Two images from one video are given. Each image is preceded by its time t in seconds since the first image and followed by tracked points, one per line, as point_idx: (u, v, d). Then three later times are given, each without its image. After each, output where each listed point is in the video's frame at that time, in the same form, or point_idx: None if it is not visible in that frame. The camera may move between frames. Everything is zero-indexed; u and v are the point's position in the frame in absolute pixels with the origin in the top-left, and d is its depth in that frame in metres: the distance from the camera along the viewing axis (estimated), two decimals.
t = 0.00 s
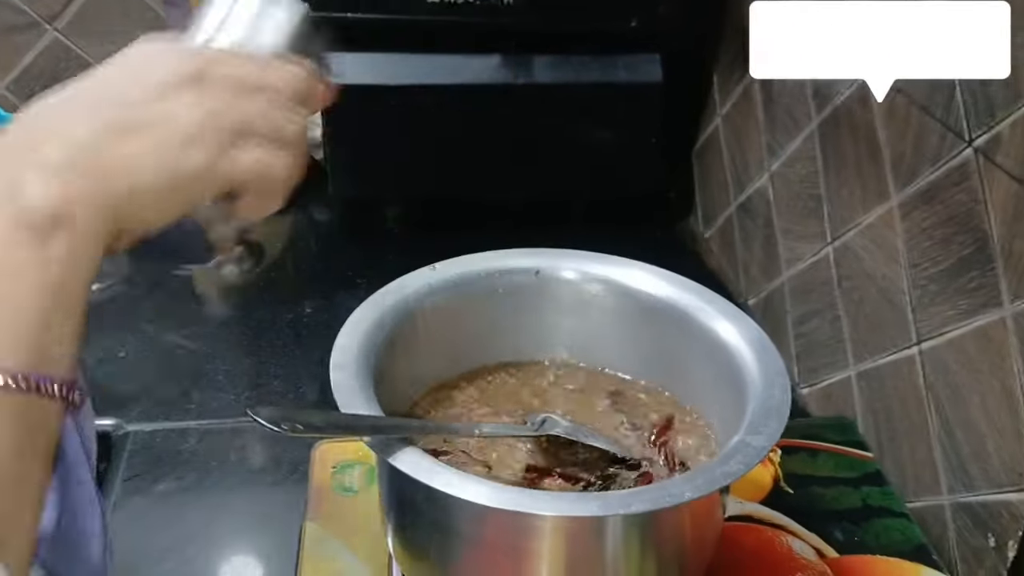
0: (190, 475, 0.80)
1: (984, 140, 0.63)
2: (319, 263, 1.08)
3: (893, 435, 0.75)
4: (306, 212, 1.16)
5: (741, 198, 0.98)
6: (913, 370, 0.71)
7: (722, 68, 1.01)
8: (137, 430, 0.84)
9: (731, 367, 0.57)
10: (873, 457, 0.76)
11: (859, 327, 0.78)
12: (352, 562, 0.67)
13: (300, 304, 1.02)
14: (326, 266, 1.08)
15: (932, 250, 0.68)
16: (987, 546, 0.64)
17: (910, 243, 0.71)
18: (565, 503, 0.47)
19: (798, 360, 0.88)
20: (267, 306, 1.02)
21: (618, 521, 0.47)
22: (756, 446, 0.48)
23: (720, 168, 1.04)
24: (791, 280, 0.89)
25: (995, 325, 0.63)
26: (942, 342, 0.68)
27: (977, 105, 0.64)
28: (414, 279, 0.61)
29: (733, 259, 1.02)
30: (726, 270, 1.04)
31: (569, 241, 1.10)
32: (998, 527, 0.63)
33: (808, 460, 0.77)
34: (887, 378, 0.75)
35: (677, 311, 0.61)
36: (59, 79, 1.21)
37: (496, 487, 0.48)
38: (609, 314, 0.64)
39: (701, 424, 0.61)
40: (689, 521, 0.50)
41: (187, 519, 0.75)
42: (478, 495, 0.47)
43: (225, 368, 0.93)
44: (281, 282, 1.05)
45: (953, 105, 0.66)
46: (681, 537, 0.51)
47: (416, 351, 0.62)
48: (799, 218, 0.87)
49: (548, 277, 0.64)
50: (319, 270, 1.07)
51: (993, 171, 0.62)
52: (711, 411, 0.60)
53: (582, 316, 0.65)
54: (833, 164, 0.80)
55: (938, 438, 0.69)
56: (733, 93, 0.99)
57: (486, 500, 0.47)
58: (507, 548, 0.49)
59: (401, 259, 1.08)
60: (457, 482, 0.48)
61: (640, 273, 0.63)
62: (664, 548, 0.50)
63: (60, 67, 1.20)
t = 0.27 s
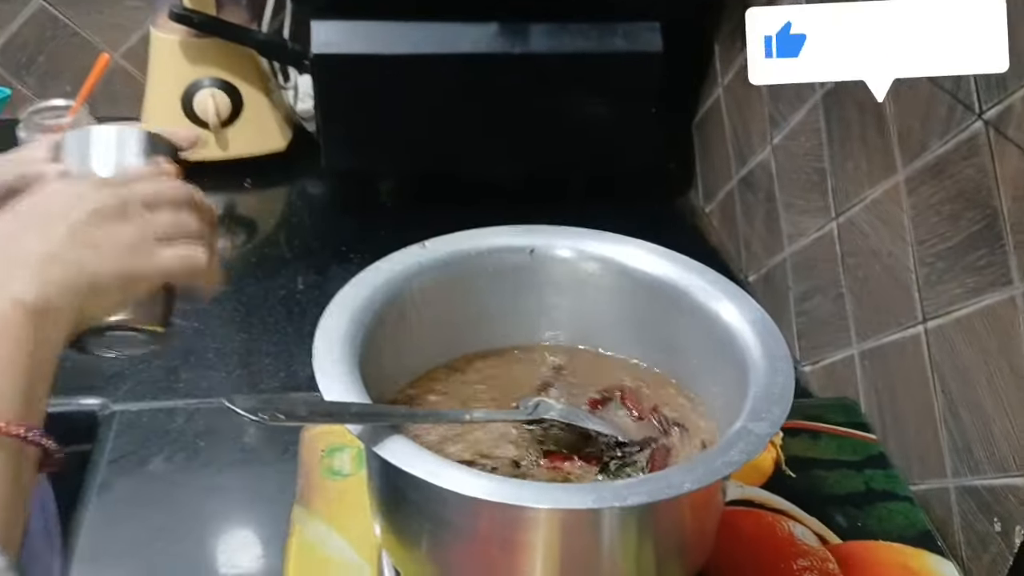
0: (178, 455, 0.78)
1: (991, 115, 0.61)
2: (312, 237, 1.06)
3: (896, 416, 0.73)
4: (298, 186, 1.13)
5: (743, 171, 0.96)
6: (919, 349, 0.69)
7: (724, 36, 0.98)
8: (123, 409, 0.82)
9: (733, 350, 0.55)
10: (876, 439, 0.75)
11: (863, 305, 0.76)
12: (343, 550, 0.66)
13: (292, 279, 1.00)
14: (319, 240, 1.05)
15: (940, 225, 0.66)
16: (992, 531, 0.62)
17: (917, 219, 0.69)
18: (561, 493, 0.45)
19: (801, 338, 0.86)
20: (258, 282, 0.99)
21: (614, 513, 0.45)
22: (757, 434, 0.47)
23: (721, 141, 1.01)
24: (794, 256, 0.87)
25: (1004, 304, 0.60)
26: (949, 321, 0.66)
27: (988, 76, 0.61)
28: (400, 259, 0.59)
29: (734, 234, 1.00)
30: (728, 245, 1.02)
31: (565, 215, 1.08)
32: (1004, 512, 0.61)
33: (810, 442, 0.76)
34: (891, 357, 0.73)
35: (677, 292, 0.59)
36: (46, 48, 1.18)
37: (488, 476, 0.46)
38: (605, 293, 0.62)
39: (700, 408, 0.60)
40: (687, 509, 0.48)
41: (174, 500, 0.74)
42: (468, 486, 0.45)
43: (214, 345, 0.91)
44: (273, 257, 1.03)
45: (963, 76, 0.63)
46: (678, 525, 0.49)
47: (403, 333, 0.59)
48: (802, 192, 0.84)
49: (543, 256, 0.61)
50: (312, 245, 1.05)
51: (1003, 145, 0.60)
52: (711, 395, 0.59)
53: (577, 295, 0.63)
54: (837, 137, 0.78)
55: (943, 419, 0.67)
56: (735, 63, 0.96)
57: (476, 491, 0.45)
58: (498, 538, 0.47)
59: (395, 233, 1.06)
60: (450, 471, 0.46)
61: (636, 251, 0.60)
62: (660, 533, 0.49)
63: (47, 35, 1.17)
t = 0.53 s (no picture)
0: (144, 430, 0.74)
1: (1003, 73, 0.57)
2: (287, 197, 1.01)
3: (895, 389, 0.70)
4: (273, 143, 1.08)
5: (737, 129, 0.92)
6: (921, 320, 0.66)
7: None
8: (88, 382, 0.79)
9: (724, 323, 0.53)
10: (875, 414, 0.71)
11: (862, 272, 0.72)
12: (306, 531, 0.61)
13: (267, 243, 0.96)
14: (294, 201, 1.01)
15: (945, 189, 0.62)
16: (997, 512, 0.59)
17: (921, 182, 0.65)
18: (542, 490, 0.43)
19: (795, 304, 0.83)
20: (230, 245, 0.95)
21: (597, 510, 0.42)
22: (753, 421, 0.44)
23: (714, 96, 0.97)
24: (790, 219, 0.83)
25: (1014, 275, 0.57)
26: (954, 291, 0.62)
27: (1002, 29, 0.57)
28: (368, 227, 0.56)
29: (727, 195, 0.96)
30: (720, 206, 0.98)
31: (552, 176, 1.04)
32: (1010, 493, 0.58)
33: (805, 418, 0.72)
34: (891, 326, 0.70)
35: (666, 261, 0.56)
36: None
37: (468, 473, 0.44)
38: (590, 262, 0.60)
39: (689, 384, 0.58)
40: (676, 500, 0.46)
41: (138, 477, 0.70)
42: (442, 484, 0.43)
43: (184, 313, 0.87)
44: (247, 218, 0.99)
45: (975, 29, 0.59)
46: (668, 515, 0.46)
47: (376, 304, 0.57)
48: (799, 152, 0.80)
49: (523, 222, 0.59)
50: (287, 206, 1.00)
51: (1018, 104, 0.56)
52: (700, 371, 0.57)
53: (562, 264, 0.60)
54: (837, 94, 0.73)
55: (947, 394, 0.64)
56: (729, 15, 0.91)
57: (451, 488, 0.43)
58: (476, 529, 0.44)
59: (374, 194, 1.01)
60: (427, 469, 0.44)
61: (622, 218, 0.58)
62: (649, 523, 0.46)
63: None
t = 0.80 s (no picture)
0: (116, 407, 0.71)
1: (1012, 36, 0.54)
2: (267, 160, 0.97)
3: (902, 364, 0.66)
4: (253, 103, 1.04)
5: (737, 90, 0.88)
6: (929, 294, 0.63)
7: None
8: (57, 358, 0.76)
9: (726, 304, 0.52)
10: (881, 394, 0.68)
11: (867, 242, 0.69)
12: (288, 527, 0.58)
13: (247, 209, 0.92)
14: (274, 164, 0.97)
15: (959, 156, 0.59)
16: (1008, 498, 0.56)
17: (933, 148, 0.61)
18: (532, 492, 0.40)
19: (796, 274, 0.79)
20: (208, 211, 0.91)
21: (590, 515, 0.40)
22: (758, 414, 0.43)
23: (713, 55, 0.92)
24: (791, 185, 0.79)
25: None
26: (967, 265, 0.59)
27: None
28: (354, 197, 0.55)
29: (726, 158, 0.92)
30: (719, 170, 0.94)
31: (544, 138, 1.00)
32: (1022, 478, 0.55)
33: (808, 397, 0.69)
34: (898, 300, 0.66)
35: (664, 237, 0.56)
36: None
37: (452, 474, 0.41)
38: (585, 235, 0.59)
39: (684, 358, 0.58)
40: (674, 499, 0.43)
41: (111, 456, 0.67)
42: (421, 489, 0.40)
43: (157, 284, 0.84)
44: (227, 182, 0.95)
45: None
46: (666, 513, 0.44)
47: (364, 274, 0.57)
48: (802, 115, 0.76)
49: (516, 195, 0.58)
50: (267, 169, 0.96)
51: None
52: (697, 345, 0.57)
53: (555, 236, 0.60)
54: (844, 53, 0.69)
55: (956, 372, 0.60)
56: None
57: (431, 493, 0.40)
58: (458, 528, 0.41)
59: (358, 158, 0.97)
60: (408, 471, 0.41)
61: (618, 189, 0.57)
62: (646, 519, 0.43)
63: None
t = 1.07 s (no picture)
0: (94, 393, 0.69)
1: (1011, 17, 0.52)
2: (249, 136, 0.95)
3: (896, 346, 0.65)
4: (235, 76, 1.02)
5: (730, 65, 0.86)
6: (925, 276, 0.61)
7: None
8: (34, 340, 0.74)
9: (716, 291, 0.51)
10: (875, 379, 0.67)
11: (861, 222, 0.67)
12: (268, 520, 0.57)
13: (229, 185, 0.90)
14: (256, 139, 0.95)
15: (957, 136, 0.57)
16: (1003, 485, 0.55)
17: (930, 128, 0.59)
18: (517, 493, 0.39)
19: (788, 254, 0.78)
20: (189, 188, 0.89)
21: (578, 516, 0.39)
22: (750, 410, 0.42)
23: (705, 28, 0.90)
24: (784, 163, 0.77)
25: None
26: (964, 248, 0.57)
27: None
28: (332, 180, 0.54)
29: (719, 135, 0.90)
30: (710, 146, 0.92)
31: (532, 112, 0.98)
32: (1018, 466, 0.54)
33: (800, 382, 0.68)
34: (892, 282, 0.65)
35: (653, 222, 0.55)
36: None
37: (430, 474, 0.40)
38: (570, 218, 0.59)
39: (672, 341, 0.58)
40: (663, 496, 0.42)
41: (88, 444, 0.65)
42: (402, 490, 0.39)
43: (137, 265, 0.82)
44: (208, 158, 0.93)
45: None
46: (654, 510, 0.43)
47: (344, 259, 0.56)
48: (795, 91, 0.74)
49: (500, 177, 0.57)
50: (248, 145, 0.94)
51: None
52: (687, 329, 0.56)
53: (540, 218, 0.59)
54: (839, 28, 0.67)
55: (951, 356, 0.59)
56: None
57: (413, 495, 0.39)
58: (440, 524, 0.40)
59: (342, 134, 0.95)
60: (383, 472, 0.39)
61: (604, 171, 0.56)
62: (635, 514, 0.42)
63: None
